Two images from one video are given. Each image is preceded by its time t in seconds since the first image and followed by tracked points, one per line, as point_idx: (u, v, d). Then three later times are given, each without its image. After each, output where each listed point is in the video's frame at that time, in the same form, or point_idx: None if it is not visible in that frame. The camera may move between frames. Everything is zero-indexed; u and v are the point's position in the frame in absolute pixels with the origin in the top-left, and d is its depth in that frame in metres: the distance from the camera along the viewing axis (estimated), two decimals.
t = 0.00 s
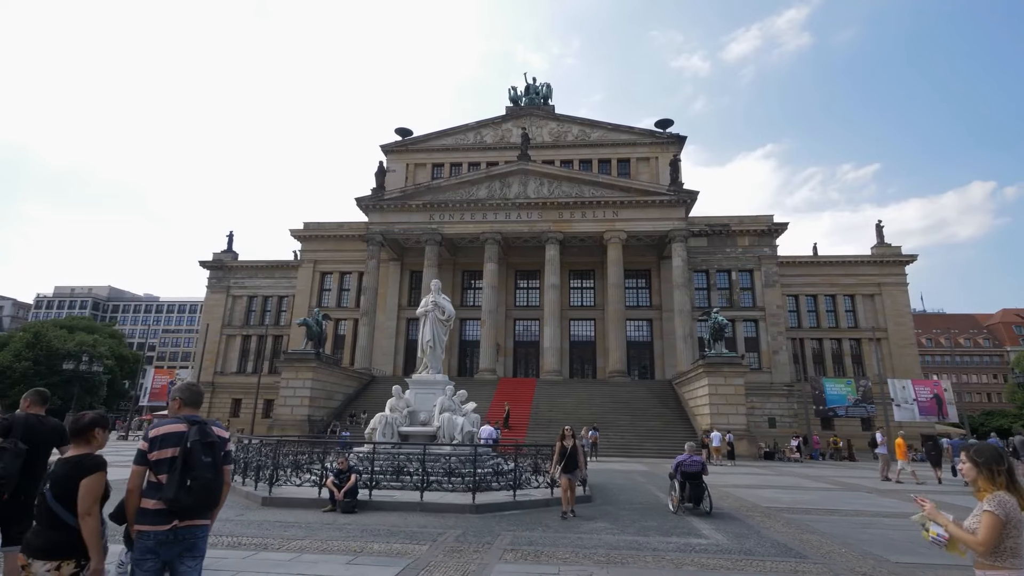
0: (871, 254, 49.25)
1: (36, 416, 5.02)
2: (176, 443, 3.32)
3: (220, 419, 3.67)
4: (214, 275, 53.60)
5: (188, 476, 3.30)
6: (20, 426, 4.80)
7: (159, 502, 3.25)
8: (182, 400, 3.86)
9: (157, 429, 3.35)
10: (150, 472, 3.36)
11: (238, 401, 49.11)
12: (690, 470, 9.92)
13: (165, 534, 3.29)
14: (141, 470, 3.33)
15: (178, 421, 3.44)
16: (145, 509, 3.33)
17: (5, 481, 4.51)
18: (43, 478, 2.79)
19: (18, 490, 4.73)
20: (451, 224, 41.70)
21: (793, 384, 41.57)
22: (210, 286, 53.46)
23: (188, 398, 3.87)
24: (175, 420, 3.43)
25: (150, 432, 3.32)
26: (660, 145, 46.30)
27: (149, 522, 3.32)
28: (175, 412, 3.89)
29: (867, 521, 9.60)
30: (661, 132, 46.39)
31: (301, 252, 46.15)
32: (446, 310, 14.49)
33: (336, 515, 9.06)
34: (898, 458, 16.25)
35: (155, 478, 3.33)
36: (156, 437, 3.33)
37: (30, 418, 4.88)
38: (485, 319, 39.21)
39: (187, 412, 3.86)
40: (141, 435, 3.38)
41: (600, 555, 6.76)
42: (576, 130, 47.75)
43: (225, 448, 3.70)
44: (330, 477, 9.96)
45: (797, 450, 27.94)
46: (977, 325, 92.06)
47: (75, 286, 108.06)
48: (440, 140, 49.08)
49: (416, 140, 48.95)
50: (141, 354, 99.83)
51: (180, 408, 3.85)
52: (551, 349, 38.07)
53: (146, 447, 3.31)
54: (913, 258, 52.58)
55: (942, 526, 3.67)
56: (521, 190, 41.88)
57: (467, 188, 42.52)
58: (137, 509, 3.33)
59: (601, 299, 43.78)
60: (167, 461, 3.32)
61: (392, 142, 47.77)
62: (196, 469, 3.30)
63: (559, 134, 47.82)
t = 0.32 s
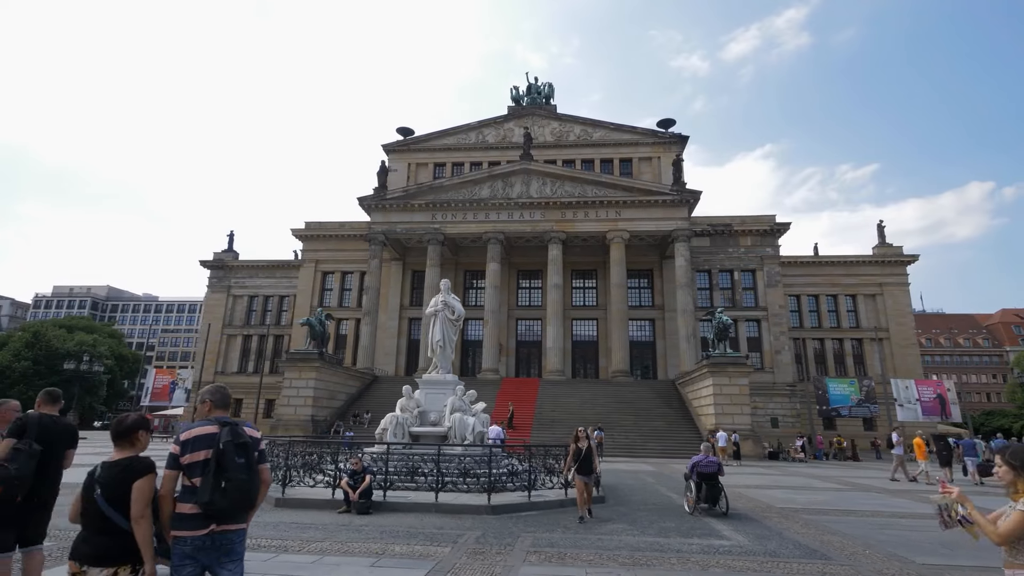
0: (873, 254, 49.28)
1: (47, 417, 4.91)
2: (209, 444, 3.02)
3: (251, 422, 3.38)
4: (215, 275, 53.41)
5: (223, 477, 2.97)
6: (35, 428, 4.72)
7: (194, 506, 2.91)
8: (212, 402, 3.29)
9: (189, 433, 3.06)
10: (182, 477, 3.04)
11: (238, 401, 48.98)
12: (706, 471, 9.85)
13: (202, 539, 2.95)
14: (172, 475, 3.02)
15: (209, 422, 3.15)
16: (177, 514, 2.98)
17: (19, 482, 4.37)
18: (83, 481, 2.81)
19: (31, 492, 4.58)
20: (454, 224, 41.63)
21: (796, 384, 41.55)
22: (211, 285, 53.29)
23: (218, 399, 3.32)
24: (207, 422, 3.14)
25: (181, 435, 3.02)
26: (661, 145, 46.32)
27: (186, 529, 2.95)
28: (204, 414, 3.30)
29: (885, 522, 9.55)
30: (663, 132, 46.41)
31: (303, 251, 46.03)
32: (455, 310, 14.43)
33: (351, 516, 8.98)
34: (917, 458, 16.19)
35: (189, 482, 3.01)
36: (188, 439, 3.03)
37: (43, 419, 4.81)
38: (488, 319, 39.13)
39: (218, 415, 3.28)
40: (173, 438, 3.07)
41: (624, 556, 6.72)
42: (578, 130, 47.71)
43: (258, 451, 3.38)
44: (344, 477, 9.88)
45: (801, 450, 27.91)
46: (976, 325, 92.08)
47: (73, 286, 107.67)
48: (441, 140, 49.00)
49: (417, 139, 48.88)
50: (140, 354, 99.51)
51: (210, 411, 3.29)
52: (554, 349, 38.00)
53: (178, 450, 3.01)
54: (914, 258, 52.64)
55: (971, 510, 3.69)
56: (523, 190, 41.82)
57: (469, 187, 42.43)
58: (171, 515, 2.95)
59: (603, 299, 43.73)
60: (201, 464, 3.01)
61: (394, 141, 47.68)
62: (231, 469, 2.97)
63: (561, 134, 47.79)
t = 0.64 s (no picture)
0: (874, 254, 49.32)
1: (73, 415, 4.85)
2: (262, 446, 2.90)
3: (300, 421, 3.23)
4: (215, 274, 53.20)
5: (279, 480, 2.86)
6: (66, 427, 4.66)
7: (251, 510, 2.79)
8: (260, 402, 3.11)
9: (241, 433, 2.92)
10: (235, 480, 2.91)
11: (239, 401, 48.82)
12: (725, 471, 9.78)
13: (257, 543, 2.84)
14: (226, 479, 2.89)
15: (260, 423, 3.01)
16: (231, 518, 2.86)
17: (62, 483, 4.37)
18: (143, 480, 2.79)
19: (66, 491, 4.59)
20: (456, 223, 41.53)
21: (799, 384, 41.52)
22: (212, 285, 53.07)
23: (265, 399, 3.14)
24: (257, 422, 3.00)
25: (233, 436, 2.88)
26: (664, 145, 46.29)
27: (241, 533, 2.84)
28: (251, 414, 3.11)
29: (906, 523, 9.51)
30: (666, 132, 46.38)
31: (304, 251, 45.88)
32: (466, 310, 14.35)
33: (368, 517, 8.92)
34: (939, 458, 16.33)
35: (243, 485, 2.88)
36: (241, 441, 2.90)
37: (74, 419, 4.75)
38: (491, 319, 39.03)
39: (267, 416, 3.11)
40: (224, 439, 2.94)
41: (651, 558, 6.67)
42: (580, 129, 47.64)
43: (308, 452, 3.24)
44: (360, 478, 9.81)
45: (806, 450, 27.89)
46: (975, 325, 92.20)
47: (71, 286, 107.15)
48: (443, 139, 48.88)
49: (419, 139, 48.75)
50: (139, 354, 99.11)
51: (258, 411, 3.11)
52: (557, 348, 37.93)
53: (231, 453, 2.88)
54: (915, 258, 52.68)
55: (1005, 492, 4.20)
56: (526, 190, 41.77)
57: (472, 186, 42.33)
58: (226, 519, 2.84)
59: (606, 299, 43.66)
60: (255, 466, 2.88)
61: (395, 140, 47.56)
62: (286, 472, 2.85)
63: (563, 133, 47.73)
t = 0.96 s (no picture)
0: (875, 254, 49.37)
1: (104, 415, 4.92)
2: (317, 447, 2.83)
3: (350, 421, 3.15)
4: (216, 274, 53.00)
5: (335, 482, 2.81)
6: (103, 426, 4.76)
7: (307, 512, 2.74)
8: (311, 401, 3.03)
9: (295, 434, 2.87)
10: (290, 481, 2.86)
11: (240, 401, 48.77)
12: (741, 471, 9.77)
13: (314, 545, 2.79)
14: (281, 480, 2.83)
15: (312, 423, 2.95)
16: (288, 520, 2.81)
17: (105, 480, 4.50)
18: (198, 480, 2.77)
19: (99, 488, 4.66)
20: (459, 223, 41.46)
21: (801, 384, 41.53)
22: (212, 284, 52.86)
23: (317, 397, 3.07)
24: (310, 422, 2.94)
25: (287, 436, 2.82)
26: (666, 144, 46.30)
27: (297, 535, 2.79)
28: (302, 413, 3.04)
29: (924, 524, 9.47)
30: (667, 131, 46.39)
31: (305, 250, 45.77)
32: (477, 309, 14.30)
33: (384, 517, 8.85)
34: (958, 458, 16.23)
35: (297, 486, 2.84)
36: (295, 442, 2.84)
37: (110, 419, 4.83)
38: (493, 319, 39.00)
39: (319, 414, 3.05)
40: (277, 439, 2.88)
41: (677, 558, 6.63)
42: (582, 129, 47.58)
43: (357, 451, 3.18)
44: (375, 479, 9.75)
45: (811, 450, 27.88)
46: (974, 325, 92.39)
47: (69, 285, 106.85)
48: (445, 138, 48.80)
49: (421, 138, 48.65)
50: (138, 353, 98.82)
51: (310, 410, 3.04)
52: (560, 348, 37.87)
53: (285, 453, 2.81)
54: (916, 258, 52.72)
55: None
56: (528, 189, 41.70)
57: (474, 186, 42.30)
58: (283, 520, 2.80)
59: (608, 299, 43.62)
60: (309, 467, 2.82)
61: (397, 140, 47.46)
62: (342, 474, 2.79)
63: (565, 133, 47.70)
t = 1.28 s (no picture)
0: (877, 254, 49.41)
1: (140, 415, 5.10)
2: (379, 447, 2.75)
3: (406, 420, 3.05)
4: (216, 273, 52.75)
5: (399, 483, 2.72)
6: (141, 426, 4.97)
7: (372, 513, 2.66)
8: (368, 399, 2.91)
9: (356, 433, 2.78)
10: (351, 483, 2.77)
11: (240, 401, 48.61)
12: (762, 471, 9.74)
13: (379, 549, 2.70)
14: (343, 482, 2.74)
15: (372, 422, 2.86)
16: (351, 522, 2.73)
17: (149, 479, 4.75)
18: (259, 483, 2.72)
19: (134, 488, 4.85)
20: (461, 222, 41.33)
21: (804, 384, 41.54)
22: (212, 284, 52.63)
23: (373, 395, 2.96)
24: (370, 421, 2.85)
25: (349, 435, 2.75)
26: (668, 144, 46.28)
27: (361, 539, 2.70)
28: (359, 412, 2.93)
29: (944, 524, 9.46)
30: (670, 131, 46.38)
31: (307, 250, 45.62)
32: (489, 309, 14.24)
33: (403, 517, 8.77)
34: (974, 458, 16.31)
35: (360, 487, 2.75)
36: (357, 441, 2.76)
37: (146, 420, 5.05)
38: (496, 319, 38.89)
39: (377, 413, 2.95)
40: (337, 439, 2.79)
41: (708, 559, 6.57)
42: (584, 128, 47.52)
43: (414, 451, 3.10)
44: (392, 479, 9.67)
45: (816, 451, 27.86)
46: (972, 325, 92.60)
47: (67, 285, 106.44)
48: (447, 138, 48.69)
49: (423, 137, 48.55)
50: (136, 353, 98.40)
51: (368, 408, 2.93)
52: (563, 348, 37.78)
53: (347, 453, 2.73)
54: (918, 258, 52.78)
55: None
56: (532, 189, 41.60)
57: (477, 185, 42.20)
58: (345, 523, 2.71)
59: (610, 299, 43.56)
60: (372, 468, 2.74)
61: (399, 139, 47.35)
62: (406, 473, 2.70)
63: (567, 132, 47.67)
